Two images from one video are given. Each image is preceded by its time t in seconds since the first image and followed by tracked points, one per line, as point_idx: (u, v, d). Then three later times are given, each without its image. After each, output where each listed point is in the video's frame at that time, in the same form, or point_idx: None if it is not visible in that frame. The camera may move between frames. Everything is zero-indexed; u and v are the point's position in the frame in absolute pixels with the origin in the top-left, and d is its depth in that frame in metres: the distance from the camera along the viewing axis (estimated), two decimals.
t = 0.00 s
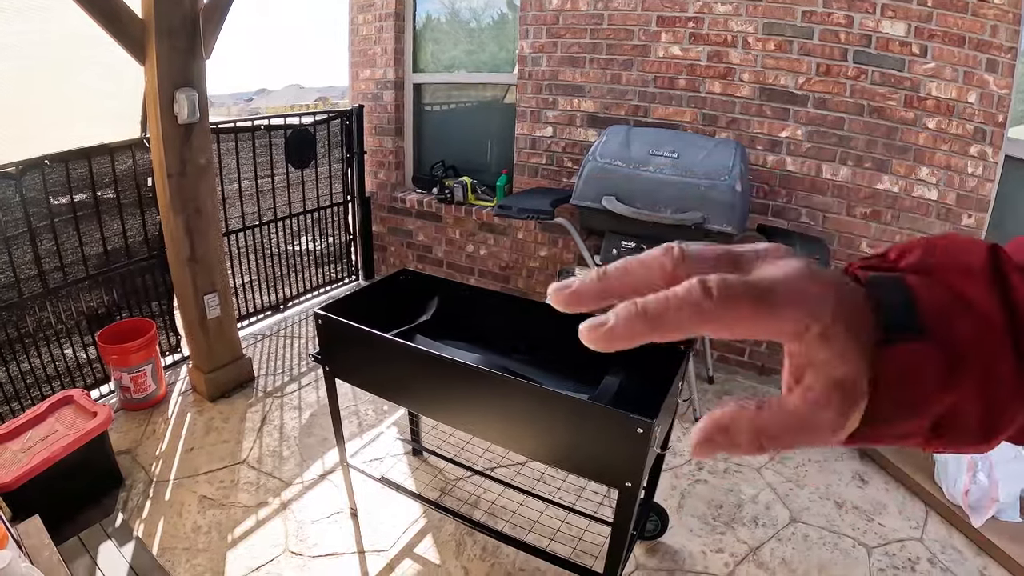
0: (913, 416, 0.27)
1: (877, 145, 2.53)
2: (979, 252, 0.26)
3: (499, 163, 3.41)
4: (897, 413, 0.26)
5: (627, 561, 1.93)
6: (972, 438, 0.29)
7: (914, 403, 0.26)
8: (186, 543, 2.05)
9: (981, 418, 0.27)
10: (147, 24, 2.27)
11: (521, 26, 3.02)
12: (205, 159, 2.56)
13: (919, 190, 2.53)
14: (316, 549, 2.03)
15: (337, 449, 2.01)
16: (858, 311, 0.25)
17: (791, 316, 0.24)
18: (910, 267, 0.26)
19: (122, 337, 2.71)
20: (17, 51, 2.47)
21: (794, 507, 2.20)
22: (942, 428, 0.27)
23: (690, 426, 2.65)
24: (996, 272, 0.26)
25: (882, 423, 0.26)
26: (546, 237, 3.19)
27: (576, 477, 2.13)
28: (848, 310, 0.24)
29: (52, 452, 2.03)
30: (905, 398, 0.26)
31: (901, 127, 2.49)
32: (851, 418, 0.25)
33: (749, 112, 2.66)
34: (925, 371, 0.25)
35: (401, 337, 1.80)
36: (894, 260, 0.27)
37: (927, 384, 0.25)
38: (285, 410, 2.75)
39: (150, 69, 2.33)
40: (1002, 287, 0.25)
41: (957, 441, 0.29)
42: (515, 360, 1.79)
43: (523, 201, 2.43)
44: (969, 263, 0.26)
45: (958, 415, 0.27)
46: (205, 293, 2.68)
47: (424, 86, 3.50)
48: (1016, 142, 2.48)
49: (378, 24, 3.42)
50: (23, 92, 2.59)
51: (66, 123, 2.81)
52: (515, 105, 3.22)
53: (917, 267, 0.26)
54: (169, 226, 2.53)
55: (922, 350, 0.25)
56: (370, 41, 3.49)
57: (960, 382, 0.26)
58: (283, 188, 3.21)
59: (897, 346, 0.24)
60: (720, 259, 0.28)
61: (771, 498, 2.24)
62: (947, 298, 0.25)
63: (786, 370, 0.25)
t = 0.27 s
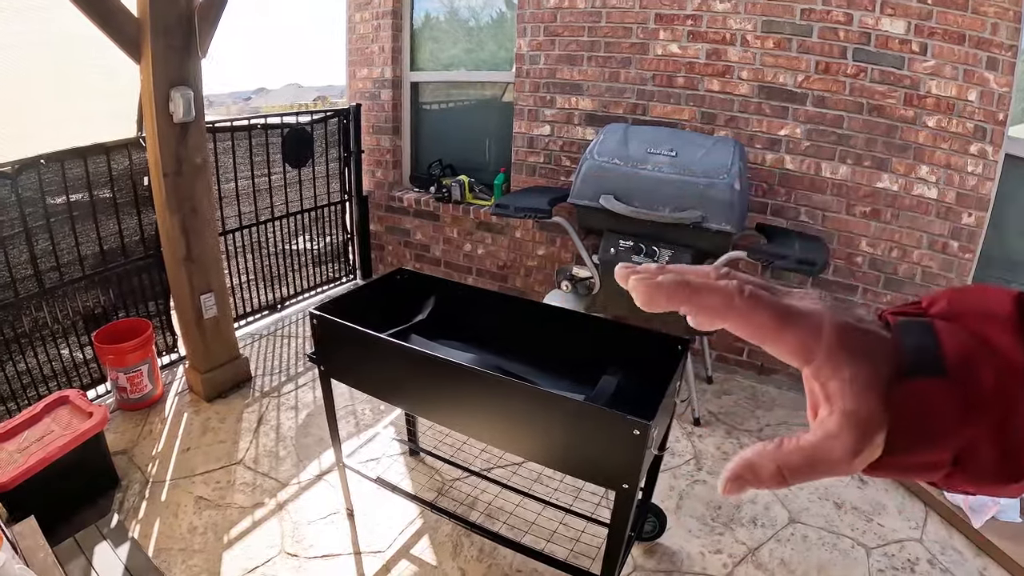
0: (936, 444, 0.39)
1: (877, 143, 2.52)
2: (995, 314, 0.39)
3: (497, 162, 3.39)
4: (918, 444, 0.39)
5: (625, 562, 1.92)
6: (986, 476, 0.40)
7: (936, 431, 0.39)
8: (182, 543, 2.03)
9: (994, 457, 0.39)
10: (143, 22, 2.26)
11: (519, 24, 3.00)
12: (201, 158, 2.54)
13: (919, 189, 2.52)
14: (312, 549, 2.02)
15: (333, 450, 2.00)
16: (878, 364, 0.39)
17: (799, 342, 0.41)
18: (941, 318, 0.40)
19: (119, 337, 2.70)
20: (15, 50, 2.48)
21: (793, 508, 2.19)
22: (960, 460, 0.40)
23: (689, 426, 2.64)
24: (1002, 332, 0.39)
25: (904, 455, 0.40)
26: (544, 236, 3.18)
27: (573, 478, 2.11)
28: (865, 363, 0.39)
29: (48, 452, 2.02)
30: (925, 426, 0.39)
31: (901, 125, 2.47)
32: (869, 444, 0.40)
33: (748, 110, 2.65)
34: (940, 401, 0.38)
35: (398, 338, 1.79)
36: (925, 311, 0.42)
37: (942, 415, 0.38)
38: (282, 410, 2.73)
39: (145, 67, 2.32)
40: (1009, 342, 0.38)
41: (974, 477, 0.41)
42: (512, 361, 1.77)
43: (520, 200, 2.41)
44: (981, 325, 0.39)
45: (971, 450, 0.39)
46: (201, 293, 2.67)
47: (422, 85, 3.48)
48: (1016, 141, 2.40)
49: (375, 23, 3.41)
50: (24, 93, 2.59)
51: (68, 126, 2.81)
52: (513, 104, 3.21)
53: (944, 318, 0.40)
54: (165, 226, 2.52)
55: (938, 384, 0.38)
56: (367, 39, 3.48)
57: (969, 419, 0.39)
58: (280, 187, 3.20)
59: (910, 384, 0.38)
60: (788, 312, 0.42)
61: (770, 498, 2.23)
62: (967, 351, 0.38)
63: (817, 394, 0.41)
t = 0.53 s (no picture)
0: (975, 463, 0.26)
1: (876, 141, 2.50)
2: None
3: (495, 160, 3.38)
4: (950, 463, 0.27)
5: (622, 562, 1.91)
6: None
7: (963, 448, 0.26)
8: (178, 543, 2.02)
9: None
10: (139, 20, 2.25)
11: (517, 22, 2.99)
12: (197, 157, 2.53)
13: (918, 187, 2.51)
14: (308, 549, 2.01)
15: (329, 449, 1.98)
16: (901, 373, 0.27)
17: (822, 352, 0.28)
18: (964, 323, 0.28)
19: (114, 336, 2.68)
20: (14, 50, 2.45)
21: (791, 507, 2.18)
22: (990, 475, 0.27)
23: (687, 425, 2.63)
24: None
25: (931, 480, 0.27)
26: (541, 235, 3.17)
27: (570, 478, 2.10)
28: (887, 369, 0.27)
29: (43, 452, 2.01)
30: (949, 443, 0.26)
31: (900, 123, 2.46)
32: (893, 456, 0.27)
33: (746, 108, 2.64)
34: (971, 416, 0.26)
35: (393, 337, 1.77)
36: (954, 318, 0.29)
37: (970, 436, 0.26)
38: (278, 409, 2.72)
39: (141, 65, 2.30)
40: None
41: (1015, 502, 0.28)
42: (508, 360, 1.76)
43: (517, 198, 2.39)
44: None
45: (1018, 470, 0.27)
46: (197, 292, 2.66)
47: (420, 83, 3.47)
48: (1017, 139, 2.45)
49: (372, 21, 3.40)
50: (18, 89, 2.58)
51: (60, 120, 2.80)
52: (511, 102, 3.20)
53: (970, 326, 0.28)
54: (161, 224, 2.51)
55: (964, 398, 0.26)
56: (365, 38, 3.46)
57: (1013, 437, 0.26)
58: (277, 185, 3.18)
59: (936, 396, 0.26)
60: (799, 310, 0.29)
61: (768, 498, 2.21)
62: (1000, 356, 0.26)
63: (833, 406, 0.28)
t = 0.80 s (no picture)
0: (955, 429, 0.42)
1: (876, 141, 2.51)
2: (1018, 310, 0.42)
3: (496, 160, 3.39)
4: (937, 426, 0.42)
5: (623, 561, 1.91)
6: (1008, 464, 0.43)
7: (952, 414, 0.42)
8: (180, 543, 2.03)
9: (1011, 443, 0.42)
10: (140, 21, 2.25)
11: (517, 22, 2.99)
12: (199, 157, 2.54)
13: (919, 187, 2.51)
14: (310, 549, 2.01)
15: (330, 449, 1.99)
16: (903, 349, 0.43)
17: (828, 322, 0.45)
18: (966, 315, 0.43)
19: (117, 337, 2.69)
20: (14, 51, 2.46)
21: (792, 507, 2.18)
22: (982, 450, 0.42)
23: (688, 425, 2.63)
24: None
25: (920, 435, 0.43)
26: (542, 235, 3.17)
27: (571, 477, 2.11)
28: (886, 346, 0.44)
29: (45, 452, 2.01)
30: (948, 415, 0.42)
31: (901, 123, 2.46)
32: (885, 423, 0.43)
33: (747, 108, 2.64)
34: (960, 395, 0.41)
35: (395, 337, 1.78)
36: (957, 306, 0.45)
37: (966, 412, 0.41)
38: (280, 409, 2.73)
39: (143, 66, 2.31)
40: None
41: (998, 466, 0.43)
42: (510, 360, 1.77)
43: (518, 198, 2.40)
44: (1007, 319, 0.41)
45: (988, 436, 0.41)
46: (199, 292, 2.66)
47: (421, 83, 3.47)
48: (1017, 139, 2.47)
49: (373, 21, 3.40)
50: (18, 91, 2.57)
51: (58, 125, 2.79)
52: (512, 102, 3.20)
53: (972, 313, 0.43)
54: (163, 224, 2.51)
55: (954, 371, 0.42)
56: (366, 38, 3.47)
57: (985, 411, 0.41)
58: (278, 185, 3.19)
59: (930, 371, 0.42)
60: (814, 294, 0.46)
61: (769, 498, 2.22)
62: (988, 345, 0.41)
63: (842, 373, 0.45)
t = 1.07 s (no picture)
0: (886, 328, 0.32)
1: (878, 142, 2.52)
2: (980, 213, 0.33)
3: (498, 160, 3.39)
4: (863, 320, 0.32)
5: (627, 561, 1.92)
6: (937, 381, 0.34)
7: (887, 319, 0.32)
8: (184, 544, 2.03)
9: (938, 350, 0.33)
10: (142, 21, 2.25)
11: (520, 22, 3.00)
12: (202, 157, 2.54)
13: (920, 188, 2.52)
14: (315, 549, 2.02)
15: (335, 449, 1.99)
16: (844, 235, 0.32)
17: (769, 191, 0.34)
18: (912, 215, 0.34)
19: (119, 337, 2.69)
20: (17, 51, 2.46)
21: (794, 506, 2.19)
22: (910, 351, 0.33)
23: (691, 424, 2.64)
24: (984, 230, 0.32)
25: (848, 329, 0.32)
26: (545, 235, 3.18)
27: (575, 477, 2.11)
28: (827, 224, 0.32)
29: (49, 453, 2.02)
30: (878, 310, 0.32)
31: (903, 124, 2.47)
32: (805, 300, 0.32)
33: (750, 109, 2.65)
34: (894, 289, 0.32)
35: (400, 337, 1.78)
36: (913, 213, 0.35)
37: (900, 308, 0.32)
38: (283, 409, 2.73)
39: (146, 66, 2.31)
40: (983, 246, 0.32)
41: (918, 378, 0.34)
42: (514, 361, 1.77)
43: (522, 199, 2.40)
44: (959, 220, 0.33)
45: (915, 346, 0.33)
46: (202, 292, 2.67)
47: (422, 83, 3.48)
48: (1017, 139, 2.52)
49: (375, 21, 3.40)
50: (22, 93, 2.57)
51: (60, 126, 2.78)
52: (514, 101, 3.21)
53: (921, 221, 0.33)
54: (165, 224, 2.52)
55: (895, 272, 0.32)
56: (367, 38, 3.47)
57: (924, 312, 0.32)
58: (280, 185, 3.19)
59: (871, 264, 0.32)
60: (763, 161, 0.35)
61: (771, 498, 2.23)
62: (937, 242, 0.32)
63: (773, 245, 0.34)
